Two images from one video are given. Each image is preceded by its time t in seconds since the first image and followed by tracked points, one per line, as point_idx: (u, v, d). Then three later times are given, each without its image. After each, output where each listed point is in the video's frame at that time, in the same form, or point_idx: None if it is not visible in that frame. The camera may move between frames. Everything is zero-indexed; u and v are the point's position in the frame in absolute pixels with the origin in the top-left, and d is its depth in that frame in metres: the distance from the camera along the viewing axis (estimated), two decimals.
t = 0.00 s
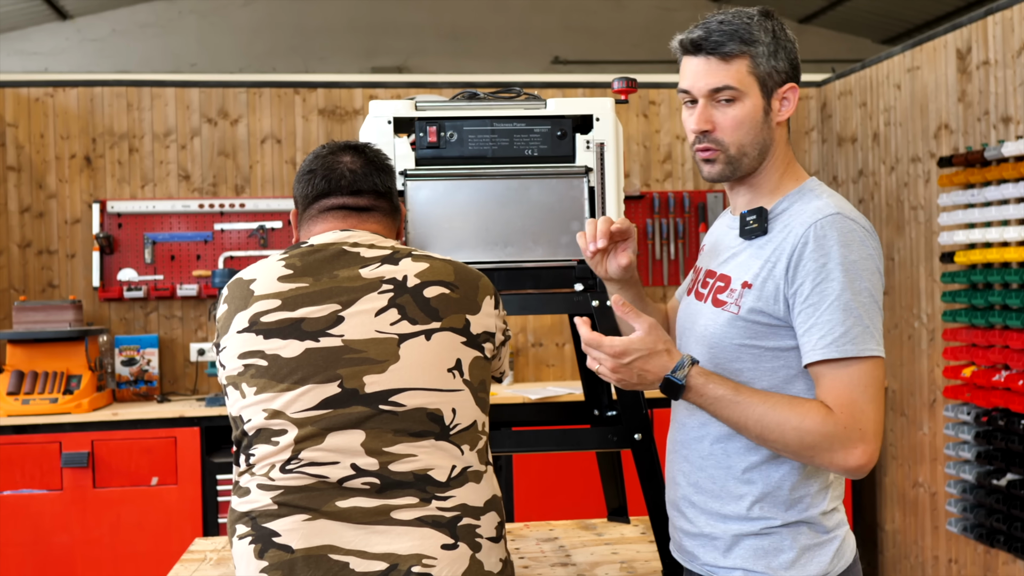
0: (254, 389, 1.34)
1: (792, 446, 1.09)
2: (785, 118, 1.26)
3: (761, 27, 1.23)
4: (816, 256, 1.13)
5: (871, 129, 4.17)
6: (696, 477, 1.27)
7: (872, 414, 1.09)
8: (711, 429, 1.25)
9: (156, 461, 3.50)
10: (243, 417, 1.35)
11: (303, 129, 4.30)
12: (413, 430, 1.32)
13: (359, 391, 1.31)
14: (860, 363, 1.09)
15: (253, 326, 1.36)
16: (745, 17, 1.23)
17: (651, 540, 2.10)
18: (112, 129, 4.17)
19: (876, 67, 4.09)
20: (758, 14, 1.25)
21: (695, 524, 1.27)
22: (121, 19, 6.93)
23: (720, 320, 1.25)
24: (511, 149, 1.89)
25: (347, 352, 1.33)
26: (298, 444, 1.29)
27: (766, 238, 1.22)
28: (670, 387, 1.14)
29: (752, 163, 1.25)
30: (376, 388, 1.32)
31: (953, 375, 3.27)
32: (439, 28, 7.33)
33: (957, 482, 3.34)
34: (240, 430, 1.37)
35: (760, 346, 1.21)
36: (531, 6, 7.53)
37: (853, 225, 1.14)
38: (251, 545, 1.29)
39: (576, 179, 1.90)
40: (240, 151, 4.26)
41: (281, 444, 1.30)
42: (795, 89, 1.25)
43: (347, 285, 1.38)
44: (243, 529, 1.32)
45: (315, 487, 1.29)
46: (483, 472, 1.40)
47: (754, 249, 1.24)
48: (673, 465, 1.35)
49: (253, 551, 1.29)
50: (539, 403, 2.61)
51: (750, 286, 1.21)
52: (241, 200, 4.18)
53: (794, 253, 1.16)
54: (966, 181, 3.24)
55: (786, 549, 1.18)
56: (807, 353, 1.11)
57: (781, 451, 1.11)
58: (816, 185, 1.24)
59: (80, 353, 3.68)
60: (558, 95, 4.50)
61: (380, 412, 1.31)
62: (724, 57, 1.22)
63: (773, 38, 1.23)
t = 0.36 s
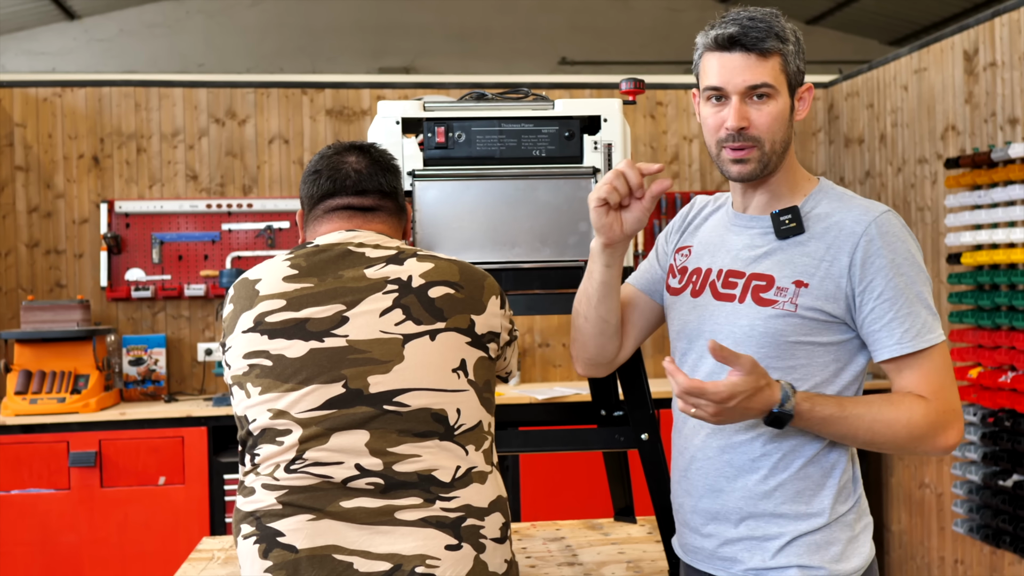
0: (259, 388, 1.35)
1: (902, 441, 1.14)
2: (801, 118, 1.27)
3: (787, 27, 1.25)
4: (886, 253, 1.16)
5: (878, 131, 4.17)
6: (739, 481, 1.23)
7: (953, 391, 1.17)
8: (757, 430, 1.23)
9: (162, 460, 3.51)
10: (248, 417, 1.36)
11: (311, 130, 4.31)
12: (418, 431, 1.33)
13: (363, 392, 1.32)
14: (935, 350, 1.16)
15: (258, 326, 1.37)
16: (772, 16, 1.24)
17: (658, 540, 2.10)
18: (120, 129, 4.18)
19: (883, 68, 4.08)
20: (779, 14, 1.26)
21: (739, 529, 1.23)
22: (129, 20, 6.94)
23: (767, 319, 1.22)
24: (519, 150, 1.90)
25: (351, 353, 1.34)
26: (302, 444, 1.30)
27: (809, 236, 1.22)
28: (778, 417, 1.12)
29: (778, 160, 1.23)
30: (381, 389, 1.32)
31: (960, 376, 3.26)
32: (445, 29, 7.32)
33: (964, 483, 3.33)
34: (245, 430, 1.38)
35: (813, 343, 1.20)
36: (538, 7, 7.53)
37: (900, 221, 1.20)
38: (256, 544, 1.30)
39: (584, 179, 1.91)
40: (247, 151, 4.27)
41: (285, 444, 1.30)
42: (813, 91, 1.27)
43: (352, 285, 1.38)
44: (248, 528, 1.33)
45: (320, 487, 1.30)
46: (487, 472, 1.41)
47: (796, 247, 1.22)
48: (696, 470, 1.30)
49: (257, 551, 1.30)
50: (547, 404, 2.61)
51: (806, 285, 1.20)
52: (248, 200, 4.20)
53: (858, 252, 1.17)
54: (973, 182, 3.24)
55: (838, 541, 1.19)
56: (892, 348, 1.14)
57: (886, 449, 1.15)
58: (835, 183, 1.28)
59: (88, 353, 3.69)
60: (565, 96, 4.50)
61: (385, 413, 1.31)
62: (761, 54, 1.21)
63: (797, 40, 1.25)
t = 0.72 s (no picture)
0: (260, 389, 1.35)
1: (917, 430, 1.15)
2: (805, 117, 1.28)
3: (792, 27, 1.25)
4: (906, 245, 1.17)
5: (879, 131, 4.17)
6: (766, 485, 1.21)
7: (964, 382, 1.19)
8: (782, 431, 1.21)
9: (163, 459, 3.52)
10: (250, 416, 1.36)
11: (312, 129, 4.31)
12: (418, 430, 1.33)
13: (363, 391, 1.32)
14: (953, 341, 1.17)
15: (259, 326, 1.38)
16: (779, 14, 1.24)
17: (659, 539, 2.11)
18: (122, 128, 4.19)
19: (884, 68, 4.09)
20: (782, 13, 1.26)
21: (767, 534, 1.21)
22: (130, 19, 6.94)
23: (792, 315, 1.20)
24: (520, 149, 1.90)
25: (351, 352, 1.34)
26: (304, 443, 1.30)
27: (827, 231, 1.22)
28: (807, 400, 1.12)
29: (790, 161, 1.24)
30: (381, 388, 1.33)
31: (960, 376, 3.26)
32: (447, 28, 7.31)
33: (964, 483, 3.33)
34: (247, 429, 1.38)
35: (838, 337, 1.20)
36: (539, 6, 7.53)
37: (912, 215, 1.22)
38: (259, 543, 1.30)
39: (585, 179, 1.92)
40: (249, 150, 4.27)
41: (287, 443, 1.31)
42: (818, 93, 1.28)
43: (351, 285, 1.39)
44: (251, 527, 1.33)
45: (321, 485, 1.30)
46: (488, 471, 1.41)
47: (818, 242, 1.22)
48: (714, 476, 1.26)
49: (260, 549, 1.30)
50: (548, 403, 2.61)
51: (830, 279, 1.19)
52: (250, 200, 4.20)
53: (878, 244, 1.18)
54: (974, 182, 3.24)
55: (863, 540, 1.19)
56: (915, 338, 1.14)
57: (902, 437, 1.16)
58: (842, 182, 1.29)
59: (89, 353, 3.70)
60: (566, 95, 4.50)
61: (385, 412, 1.32)
62: (771, 55, 1.22)
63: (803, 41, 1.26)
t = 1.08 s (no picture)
0: (267, 381, 1.35)
1: (916, 436, 1.14)
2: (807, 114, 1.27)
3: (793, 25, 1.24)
4: (903, 246, 1.16)
5: (878, 130, 4.17)
6: (763, 490, 1.21)
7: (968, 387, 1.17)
8: (779, 435, 1.20)
9: (164, 457, 3.52)
10: (256, 410, 1.36)
11: (312, 128, 4.31)
12: (425, 419, 1.33)
13: (371, 380, 1.32)
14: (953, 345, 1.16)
15: (266, 321, 1.38)
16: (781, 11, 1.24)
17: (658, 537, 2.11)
18: (121, 127, 4.19)
19: (883, 68, 4.09)
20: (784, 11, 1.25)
21: (765, 538, 1.21)
22: (130, 17, 6.93)
23: (789, 318, 1.20)
24: (520, 148, 1.89)
25: (358, 343, 1.34)
26: (311, 434, 1.30)
27: (825, 232, 1.21)
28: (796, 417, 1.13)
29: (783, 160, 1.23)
30: (389, 376, 1.33)
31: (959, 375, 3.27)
32: (447, 28, 7.31)
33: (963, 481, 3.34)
34: (253, 423, 1.38)
35: (835, 340, 1.19)
36: (539, 6, 7.52)
37: (914, 214, 1.20)
38: (267, 535, 1.30)
39: (584, 178, 1.93)
40: (248, 149, 4.27)
41: (295, 435, 1.30)
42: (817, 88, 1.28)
43: (357, 279, 1.39)
44: (257, 520, 1.32)
45: (330, 476, 1.30)
46: (493, 461, 1.41)
47: (815, 243, 1.21)
48: (713, 480, 1.26)
49: (267, 542, 1.30)
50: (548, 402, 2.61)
51: (825, 281, 1.19)
52: (250, 198, 4.20)
53: (874, 246, 1.17)
54: (972, 182, 3.25)
55: (863, 546, 1.18)
56: (911, 342, 1.14)
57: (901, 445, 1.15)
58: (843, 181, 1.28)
59: (88, 351, 3.69)
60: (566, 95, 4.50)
61: (393, 401, 1.32)
62: (769, 54, 1.21)
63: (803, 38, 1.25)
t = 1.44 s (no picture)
0: (267, 382, 1.34)
1: (841, 456, 1.06)
2: (780, 113, 1.18)
3: (722, 26, 1.19)
4: (877, 260, 1.08)
5: (877, 128, 4.17)
6: (744, 493, 1.21)
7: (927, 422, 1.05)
8: (759, 441, 1.20)
9: (163, 456, 3.51)
10: (256, 411, 1.36)
11: (310, 126, 4.31)
12: (425, 421, 1.33)
13: (371, 382, 1.32)
14: (924, 370, 1.06)
15: (265, 321, 1.37)
16: (735, 12, 1.19)
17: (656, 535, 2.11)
18: (119, 125, 4.18)
19: (882, 66, 4.09)
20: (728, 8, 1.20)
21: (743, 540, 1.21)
22: (128, 15, 6.90)
23: (769, 326, 1.18)
24: (518, 146, 1.90)
25: (358, 344, 1.34)
26: (311, 436, 1.30)
27: (813, 241, 1.16)
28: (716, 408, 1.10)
29: (723, 163, 1.24)
30: (389, 378, 1.33)
31: (957, 373, 3.28)
32: (445, 26, 7.30)
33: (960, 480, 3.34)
34: (253, 424, 1.38)
35: (814, 352, 1.15)
36: (538, 3, 7.50)
37: (911, 226, 1.10)
38: (267, 536, 1.31)
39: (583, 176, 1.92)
40: (247, 147, 4.27)
41: (295, 436, 1.30)
42: (760, 89, 1.17)
43: (356, 279, 1.38)
44: (258, 521, 1.33)
45: (330, 477, 1.30)
46: (494, 462, 1.41)
47: (799, 251, 1.17)
48: (704, 479, 1.27)
49: (268, 542, 1.30)
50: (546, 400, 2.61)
51: (804, 292, 1.14)
52: (248, 197, 4.20)
53: (849, 257, 1.10)
54: (971, 180, 3.24)
55: (841, 555, 1.16)
56: (865, 361, 1.07)
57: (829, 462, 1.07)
58: (852, 183, 1.18)
59: (87, 350, 3.69)
60: (564, 93, 4.49)
61: (393, 403, 1.32)
62: (688, 59, 1.24)
63: (730, 39, 1.18)
